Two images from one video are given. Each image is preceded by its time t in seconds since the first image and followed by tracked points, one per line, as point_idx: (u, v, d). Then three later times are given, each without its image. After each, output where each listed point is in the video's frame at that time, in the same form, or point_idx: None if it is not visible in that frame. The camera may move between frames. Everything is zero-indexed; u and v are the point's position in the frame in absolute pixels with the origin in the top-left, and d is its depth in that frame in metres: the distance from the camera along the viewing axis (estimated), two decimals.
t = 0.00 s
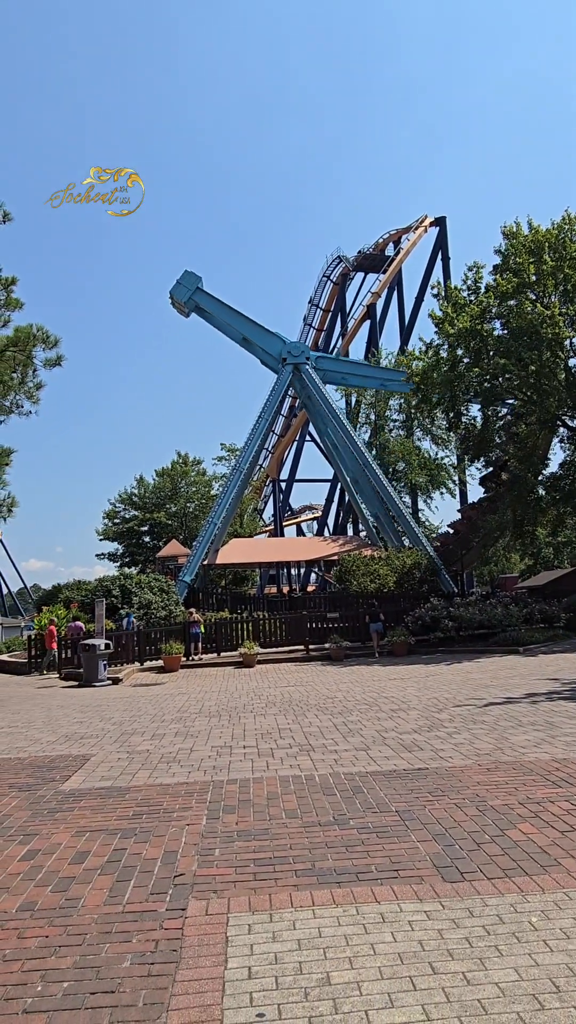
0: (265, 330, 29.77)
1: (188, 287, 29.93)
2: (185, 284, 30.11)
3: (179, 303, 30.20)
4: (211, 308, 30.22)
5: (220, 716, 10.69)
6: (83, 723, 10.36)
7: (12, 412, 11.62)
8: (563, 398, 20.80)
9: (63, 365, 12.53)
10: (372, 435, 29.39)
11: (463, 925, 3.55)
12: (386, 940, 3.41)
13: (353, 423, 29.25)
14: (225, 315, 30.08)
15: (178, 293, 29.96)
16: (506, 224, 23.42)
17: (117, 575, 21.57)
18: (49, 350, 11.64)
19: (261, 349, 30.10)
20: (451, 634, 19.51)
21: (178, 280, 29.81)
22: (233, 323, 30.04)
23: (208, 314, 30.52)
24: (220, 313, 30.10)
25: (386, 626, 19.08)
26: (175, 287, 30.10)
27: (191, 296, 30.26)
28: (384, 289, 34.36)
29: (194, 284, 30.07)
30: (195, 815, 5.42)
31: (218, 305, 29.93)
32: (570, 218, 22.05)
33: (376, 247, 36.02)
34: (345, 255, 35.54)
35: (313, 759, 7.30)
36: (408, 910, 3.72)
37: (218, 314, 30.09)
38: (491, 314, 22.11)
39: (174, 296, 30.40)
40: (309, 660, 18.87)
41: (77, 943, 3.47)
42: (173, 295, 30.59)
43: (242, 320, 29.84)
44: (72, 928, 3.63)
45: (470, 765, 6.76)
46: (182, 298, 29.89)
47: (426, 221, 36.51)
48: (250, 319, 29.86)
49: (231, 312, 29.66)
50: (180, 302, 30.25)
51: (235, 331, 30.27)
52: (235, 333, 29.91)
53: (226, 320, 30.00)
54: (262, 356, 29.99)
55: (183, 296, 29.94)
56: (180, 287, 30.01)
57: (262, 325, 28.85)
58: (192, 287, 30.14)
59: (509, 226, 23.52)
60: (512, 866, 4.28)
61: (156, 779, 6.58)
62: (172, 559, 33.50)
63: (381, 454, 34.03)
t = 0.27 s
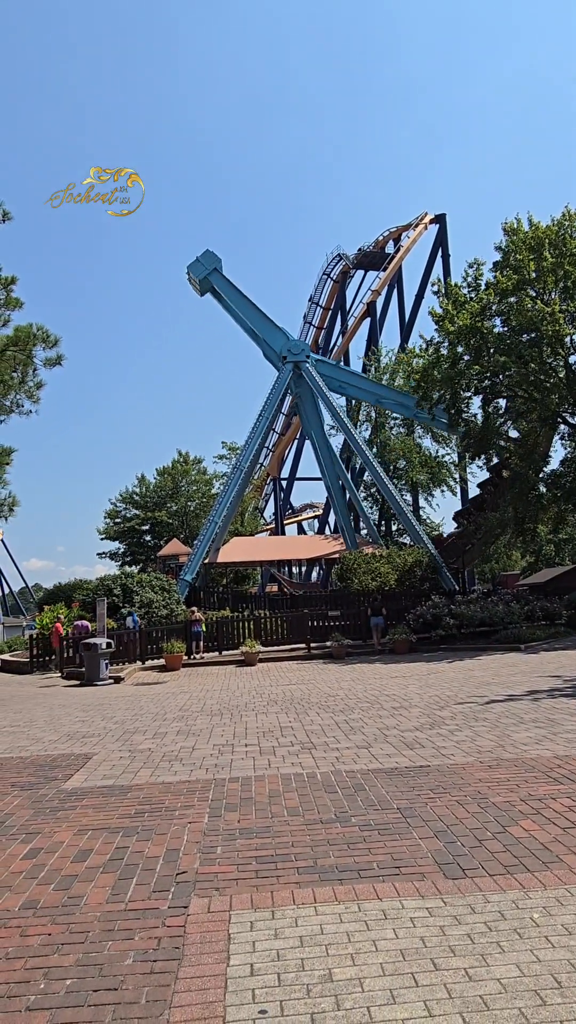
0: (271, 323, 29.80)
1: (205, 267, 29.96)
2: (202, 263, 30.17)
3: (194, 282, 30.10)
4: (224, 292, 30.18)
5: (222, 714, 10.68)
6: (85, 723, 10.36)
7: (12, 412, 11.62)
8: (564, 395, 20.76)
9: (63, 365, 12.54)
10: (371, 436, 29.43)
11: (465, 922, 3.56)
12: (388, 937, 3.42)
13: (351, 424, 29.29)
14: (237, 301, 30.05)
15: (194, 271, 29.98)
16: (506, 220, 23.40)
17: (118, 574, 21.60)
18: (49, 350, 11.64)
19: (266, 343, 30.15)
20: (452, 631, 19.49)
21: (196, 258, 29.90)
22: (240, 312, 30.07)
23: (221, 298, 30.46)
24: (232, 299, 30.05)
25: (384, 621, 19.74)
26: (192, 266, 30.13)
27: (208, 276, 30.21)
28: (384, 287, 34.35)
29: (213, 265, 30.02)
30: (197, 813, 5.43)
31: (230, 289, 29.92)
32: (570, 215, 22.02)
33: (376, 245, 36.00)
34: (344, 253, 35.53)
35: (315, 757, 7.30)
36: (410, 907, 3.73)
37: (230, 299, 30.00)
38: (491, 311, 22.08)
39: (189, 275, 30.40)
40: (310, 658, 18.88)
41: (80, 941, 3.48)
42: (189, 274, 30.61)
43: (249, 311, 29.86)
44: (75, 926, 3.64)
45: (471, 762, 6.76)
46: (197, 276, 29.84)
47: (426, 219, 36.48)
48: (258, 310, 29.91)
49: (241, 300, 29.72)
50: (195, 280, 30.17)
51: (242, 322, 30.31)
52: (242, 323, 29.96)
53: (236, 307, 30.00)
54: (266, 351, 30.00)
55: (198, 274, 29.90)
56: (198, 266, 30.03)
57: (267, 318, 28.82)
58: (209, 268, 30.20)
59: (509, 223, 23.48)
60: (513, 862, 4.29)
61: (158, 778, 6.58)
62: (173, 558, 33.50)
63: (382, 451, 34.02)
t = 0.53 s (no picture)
0: (277, 317, 29.88)
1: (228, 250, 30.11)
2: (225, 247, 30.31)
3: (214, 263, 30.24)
4: (240, 280, 30.35)
5: (223, 714, 10.67)
6: (85, 723, 10.36)
7: (12, 412, 11.62)
8: (563, 393, 20.73)
9: (62, 364, 12.54)
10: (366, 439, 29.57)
11: (466, 919, 3.56)
12: (390, 935, 3.42)
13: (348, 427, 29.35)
14: (251, 290, 30.20)
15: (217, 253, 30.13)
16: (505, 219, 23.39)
17: (119, 574, 21.60)
18: (48, 350, 11.63)
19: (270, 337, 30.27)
20: (453, 630, 19.46)
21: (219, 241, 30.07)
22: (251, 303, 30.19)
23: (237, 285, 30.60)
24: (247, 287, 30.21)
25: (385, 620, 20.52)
26: (215, 247, 30.28)
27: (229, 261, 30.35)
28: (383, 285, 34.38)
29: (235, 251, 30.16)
30: (198, 813, 5.42)
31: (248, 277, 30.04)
32: (570, 213, 22.01)
33: (375, 244, 36.02)
34: (344, 252, 35.54)
35: (316, 756, 7.30)
36: (411, 905, 3.73)
37: (245, 287, 30.12)
38: (491, 310, 22.05)
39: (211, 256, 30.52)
40: (311, 657, 18.88)
41: (82, 940, 3.48)
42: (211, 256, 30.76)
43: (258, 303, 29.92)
44: (76, 925, 3.64)
45: (473, 761, 6.75)
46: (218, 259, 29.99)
47: (425, 218, 36.50)
48: (267, 303, 30.03)
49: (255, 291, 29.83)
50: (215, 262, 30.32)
51: (250, 313, 30.40)
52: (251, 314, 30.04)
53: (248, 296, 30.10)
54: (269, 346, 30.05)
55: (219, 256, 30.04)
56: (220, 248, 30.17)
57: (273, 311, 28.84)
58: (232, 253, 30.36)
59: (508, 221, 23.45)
60: (515, 860, 4.29)
61: (159, 777, 6.58)
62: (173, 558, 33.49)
63: (382, 450, 34.03)
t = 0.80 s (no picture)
0: (286, 316, 29.95)
1: (254, 241, 30.26)
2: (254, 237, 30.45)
3: (238, 251, 30.43)
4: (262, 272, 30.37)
5: (224, 716, 10.66)
6: (87, 725, 10.36)
7: (13, 414, 11.63)
8: (564, 393, 20.71)
9: (63, 366, 12.54)
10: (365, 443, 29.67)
11: (468, 920, 3.56)
12: (392, 936, 3.42)
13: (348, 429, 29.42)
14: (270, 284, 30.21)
15: (243, 241, 30.29)
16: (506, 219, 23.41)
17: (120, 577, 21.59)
18: (48, 352, 11.63)
19: (276, 335, 30.40)
20: (455, 631, 19.45)
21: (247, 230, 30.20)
22: (264, 297, 30.29)
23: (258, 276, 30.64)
24: (266, 281, 30.34)
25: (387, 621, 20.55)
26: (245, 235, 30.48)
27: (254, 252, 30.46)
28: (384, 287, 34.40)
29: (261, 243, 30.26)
30: (200, 814, 5.43)
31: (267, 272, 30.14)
32: (570, 213, 22.03)
33: (375, 245, 36.04)
34: (344, 253, 35.57)
35: (318, 757, 7.30)
36: (414, 905, 3.73)
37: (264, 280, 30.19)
38: (491, 310, 22.05)
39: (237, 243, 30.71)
40: (313, 658, 18.89)
41: (85, 942, 3.49)
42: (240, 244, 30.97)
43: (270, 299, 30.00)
44: (79, 926, 3.65)
45: (475, 761, 6.75)
46: (242, 247, 30.21)
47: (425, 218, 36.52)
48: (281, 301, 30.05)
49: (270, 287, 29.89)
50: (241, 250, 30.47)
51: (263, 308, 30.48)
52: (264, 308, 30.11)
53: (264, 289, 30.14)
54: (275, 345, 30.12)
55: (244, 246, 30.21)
56: (248, 238, 30.34)
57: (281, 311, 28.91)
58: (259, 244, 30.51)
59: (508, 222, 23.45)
60: (517, 860, 4.29)
61: (161, 779, 6.58)
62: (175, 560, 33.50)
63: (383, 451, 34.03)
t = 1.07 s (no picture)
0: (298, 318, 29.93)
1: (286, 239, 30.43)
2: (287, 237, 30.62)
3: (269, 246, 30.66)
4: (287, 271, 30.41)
5: (228, 719, 10.66)
6: (91, 729, 10.36)
7: (16, 418, 11.64)
8: (567, 395, 20.68)
9: (65, 371, 12.56)
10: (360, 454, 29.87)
11: (474, 924, 3.55)
12: (398, 941, 3.40)
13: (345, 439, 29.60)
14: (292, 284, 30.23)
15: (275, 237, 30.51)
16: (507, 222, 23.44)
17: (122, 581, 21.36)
18: (51, 357, 11.65)
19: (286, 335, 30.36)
20: (458, 634, 19.41)
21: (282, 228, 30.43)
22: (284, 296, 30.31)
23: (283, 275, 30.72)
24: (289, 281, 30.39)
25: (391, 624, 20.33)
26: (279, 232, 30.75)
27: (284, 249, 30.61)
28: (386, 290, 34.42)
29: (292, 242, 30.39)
30: (204, 818, 5.42)
31: (289, 272, 30.19)
32: (572, 215, 22.03)
33: (377, 248, 36.05)
34: (346, 256, 35.60)
35: (322, 761, 7.29)
36: (419, 910, 3.71)
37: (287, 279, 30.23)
38: (493, 313, 22.07)
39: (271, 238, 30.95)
40: (317, 661, 18.87)
41: (89, 947, 3.47)
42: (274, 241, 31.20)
43: (285, 299, 30.07)
44: (84, 932, 3.64)
45: (480, 765, 6.72)
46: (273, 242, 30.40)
47: (427, 221, 36.52)
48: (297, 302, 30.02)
49: (287, 287, 29.95)
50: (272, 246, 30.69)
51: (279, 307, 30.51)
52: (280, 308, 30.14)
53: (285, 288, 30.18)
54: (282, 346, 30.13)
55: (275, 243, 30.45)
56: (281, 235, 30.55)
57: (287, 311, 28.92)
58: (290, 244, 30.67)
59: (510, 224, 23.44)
60: (523, 864, 4.27)
61: (164, 783, 6.58)
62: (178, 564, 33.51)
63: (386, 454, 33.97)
